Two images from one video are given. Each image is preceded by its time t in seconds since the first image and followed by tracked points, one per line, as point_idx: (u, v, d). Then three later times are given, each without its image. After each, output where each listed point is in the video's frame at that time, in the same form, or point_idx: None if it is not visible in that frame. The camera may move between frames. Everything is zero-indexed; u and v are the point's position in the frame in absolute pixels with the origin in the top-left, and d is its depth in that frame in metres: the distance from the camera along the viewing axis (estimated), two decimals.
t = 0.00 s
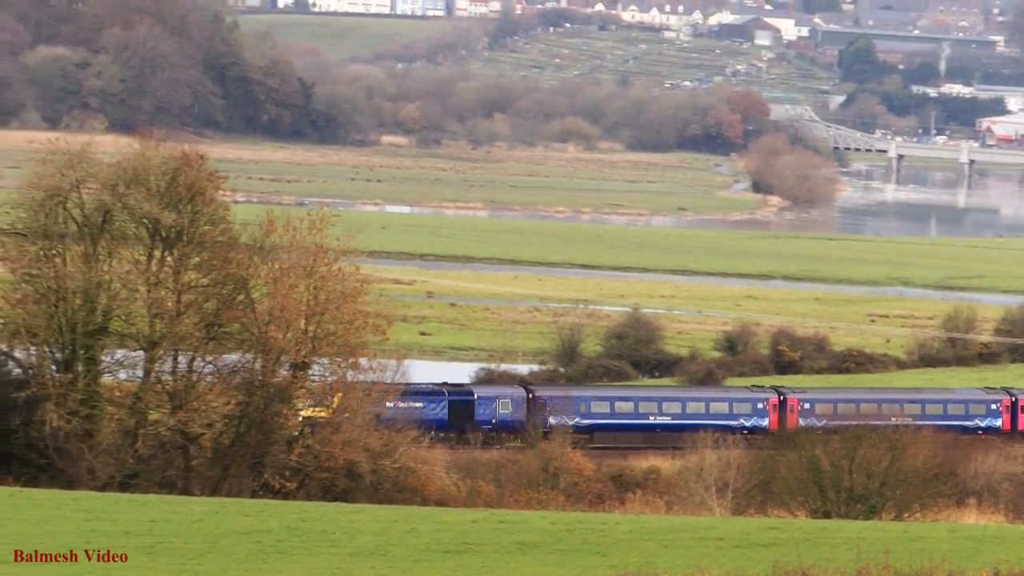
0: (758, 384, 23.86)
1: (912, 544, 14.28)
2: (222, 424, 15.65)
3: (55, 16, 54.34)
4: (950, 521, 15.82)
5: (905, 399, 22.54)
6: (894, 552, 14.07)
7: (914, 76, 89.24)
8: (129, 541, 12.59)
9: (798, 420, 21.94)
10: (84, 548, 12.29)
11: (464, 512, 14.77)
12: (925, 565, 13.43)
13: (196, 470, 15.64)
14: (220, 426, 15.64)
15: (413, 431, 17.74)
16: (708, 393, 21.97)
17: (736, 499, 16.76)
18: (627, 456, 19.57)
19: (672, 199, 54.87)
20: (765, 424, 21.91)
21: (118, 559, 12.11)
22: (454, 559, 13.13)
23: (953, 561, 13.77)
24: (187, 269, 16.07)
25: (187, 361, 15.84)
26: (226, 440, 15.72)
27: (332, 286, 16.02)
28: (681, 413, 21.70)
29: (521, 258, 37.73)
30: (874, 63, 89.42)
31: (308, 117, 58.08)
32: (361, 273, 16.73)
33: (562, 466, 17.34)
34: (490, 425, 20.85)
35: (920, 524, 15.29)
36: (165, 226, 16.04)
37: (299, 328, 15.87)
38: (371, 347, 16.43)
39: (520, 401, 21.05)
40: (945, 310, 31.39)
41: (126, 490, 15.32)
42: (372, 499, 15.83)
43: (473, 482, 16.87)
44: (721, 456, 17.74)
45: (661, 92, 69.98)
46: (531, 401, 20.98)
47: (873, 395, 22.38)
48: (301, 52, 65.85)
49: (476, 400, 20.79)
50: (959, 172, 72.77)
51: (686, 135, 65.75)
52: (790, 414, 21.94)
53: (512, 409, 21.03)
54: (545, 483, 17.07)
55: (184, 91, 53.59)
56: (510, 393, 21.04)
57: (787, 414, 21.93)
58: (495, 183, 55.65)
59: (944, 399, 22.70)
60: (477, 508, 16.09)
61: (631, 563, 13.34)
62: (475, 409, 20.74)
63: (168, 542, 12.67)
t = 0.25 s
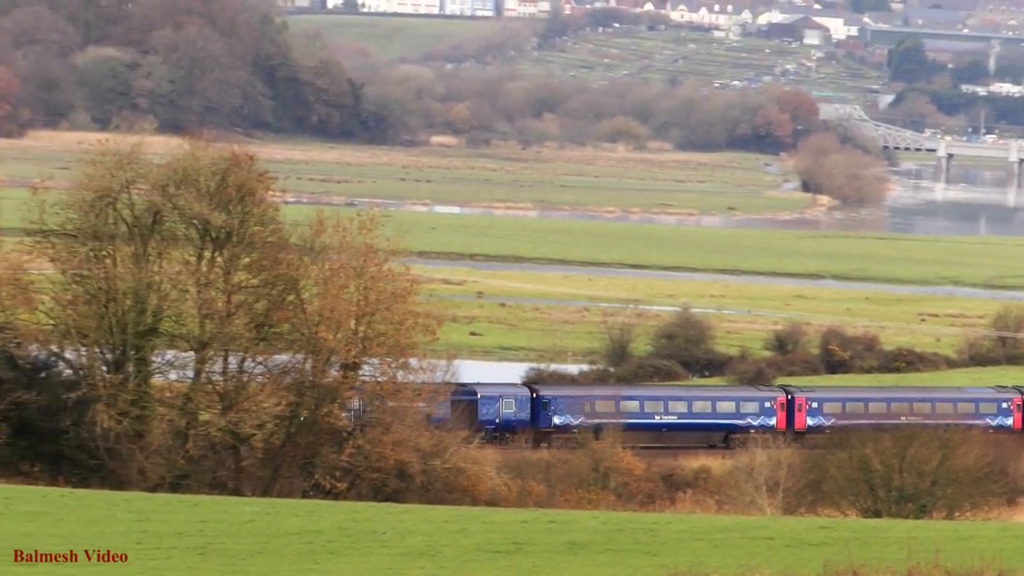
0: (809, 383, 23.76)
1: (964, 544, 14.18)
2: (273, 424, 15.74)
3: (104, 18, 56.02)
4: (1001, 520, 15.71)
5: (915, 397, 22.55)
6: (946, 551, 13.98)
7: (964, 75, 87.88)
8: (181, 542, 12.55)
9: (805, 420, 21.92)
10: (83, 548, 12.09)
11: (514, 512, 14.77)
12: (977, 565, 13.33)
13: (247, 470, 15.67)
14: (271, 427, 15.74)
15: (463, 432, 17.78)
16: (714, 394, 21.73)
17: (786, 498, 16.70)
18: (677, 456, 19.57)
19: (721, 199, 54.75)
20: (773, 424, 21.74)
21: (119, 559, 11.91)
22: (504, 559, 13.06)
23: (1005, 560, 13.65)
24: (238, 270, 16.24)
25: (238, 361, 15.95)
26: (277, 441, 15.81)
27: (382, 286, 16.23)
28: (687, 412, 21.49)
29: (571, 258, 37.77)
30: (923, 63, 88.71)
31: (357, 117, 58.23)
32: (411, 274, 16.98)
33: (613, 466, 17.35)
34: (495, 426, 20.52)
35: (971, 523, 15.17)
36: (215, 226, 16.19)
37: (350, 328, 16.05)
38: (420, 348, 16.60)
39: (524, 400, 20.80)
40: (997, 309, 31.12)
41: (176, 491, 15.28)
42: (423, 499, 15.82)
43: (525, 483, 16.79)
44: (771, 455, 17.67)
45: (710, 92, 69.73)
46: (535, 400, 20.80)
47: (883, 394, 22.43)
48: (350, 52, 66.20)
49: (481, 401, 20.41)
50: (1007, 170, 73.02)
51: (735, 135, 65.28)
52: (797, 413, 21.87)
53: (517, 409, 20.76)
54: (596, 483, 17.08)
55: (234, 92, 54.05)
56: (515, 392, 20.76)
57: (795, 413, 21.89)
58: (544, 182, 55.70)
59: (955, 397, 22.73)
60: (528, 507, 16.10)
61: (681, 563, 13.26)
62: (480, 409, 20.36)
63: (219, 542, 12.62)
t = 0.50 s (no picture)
0: (856, 385, 23.55)
1: (1012, 546, 13.95)
2: (319, 427, 15.72)
3: (150, 21, 56.49)
4: None
5: (926, 399, 21.89)
6: (994, 553, 13.77)
7: (1010, 75, 85.14)
8: (227, 545, 12.50)
9: (815, 422, 21.53)
10: (82, 548, 11.95)
11: (560, 515, 14.67)
12: None
13: (293, 473, 15.64)
14: (318, 429, 15.70)
15: (511, 434, 17.70)
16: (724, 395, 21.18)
17: (833, 500, 16.54)
18: (724, 458, 19.43)
19: (767, 201, 54.42)
20: (783, 426, 21.37)
21: (119, 559, 11.78)
22: (550, 562, 12.92)
23: None
24: (283, 273, 16.24)
25: (284, 364, 15.99)
26: (324, 444, 15.72)
27: (428, 288, 16.18)
28: (696, 414, 20.99)
29: (617, 260, 37.66)
30: (970, 64, 87.01)
31: (403, 119, 58.20)
32: (456, 276, 16.90)
33: (660, 469, 17.24)
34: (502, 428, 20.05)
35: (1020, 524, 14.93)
36: (261, 229, 16.23)
37: (396, 331, 15.99)
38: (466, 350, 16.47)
39: (530, 402, 20.34)
40: None
41: (222, 494, 15.27)
42: (469, 501, 15.74)
43: (572, 486, 16.66)
44: (818, 456, 17.49)
45: (756, 94, 69.35)
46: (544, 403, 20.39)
47: (894, 396, 21.83)
48: (396, 55, 66.37)
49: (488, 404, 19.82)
50: None
51: (781, 137, 64.98)
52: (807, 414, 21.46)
53: (523, 410, 20.28)
54: (643, 486, 16.96)
55: (280, 94, 54.22)
56: (521, 393, 20.23)
57: (805, 414, 21.47)
58: (590, 185, 55.54)
59: (969, 399, 21.99)
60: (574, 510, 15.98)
61: (728, 566, 13.08)
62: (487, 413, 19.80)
63: (265, 545, 12.57)
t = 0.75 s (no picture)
0: (905, 381, 23.24)
1: None
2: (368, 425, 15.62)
3: (197, 20, 56.84)
4: None
5: (940, 395, 21.46)
6: None
7: None
8: (276, 544, 12.40)
9: (827, 419, 21.07)
10: (83, 548, 11.71)
11: (609, 512, 14.50)
12: None
13: (342, 471, 15.59)
14: (367, 427, 15.61)
15: (559, 431, 17.58)
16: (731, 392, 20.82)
17: (882, 496, 16.31)
18: (773, 455, 19.22)
19: (815, 198, 53.97)
20: (795, 422, 20.98)
21: (119, 559, 11.54)
22: (600, 559, 12.75)
23: None
24: (332, 271, 16.14)
25: (332, 363, 15.91)
26: (373, 442, 15.65)
27: (475, 286, 16.12)
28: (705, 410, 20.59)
29: (665, 257, 37.47)
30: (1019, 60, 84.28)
31: (451, 117, 58.04)
32: (504, 274, 16.82)
33: (708, 466, 17.03)
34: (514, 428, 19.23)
35: None
36: (309, 228, 16.13)
37: (444, 329, 15.95)
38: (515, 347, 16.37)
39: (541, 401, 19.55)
40: None
41: (272, 493, 15.25)
42: (519, 499, 15.66)
43: (621, 482, 16.61)
44: (867, 452, 17.26)
45: (804, 91, 68.82)
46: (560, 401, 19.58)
47: (906, 392, 21.40)
48: (442, 53, 66.36)
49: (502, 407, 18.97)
50: None
51: (828, 134, 64.68)
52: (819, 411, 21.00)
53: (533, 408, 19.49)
54: (692, 483, 16.76)
55: (327, 93, 54.30)
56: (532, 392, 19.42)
57: (817, 411, 21.01)
58: (639, 183, 55.23)
59: (982, 395, 21.53)
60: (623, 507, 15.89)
61: (779, 563, 12.86)
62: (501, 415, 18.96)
63: (314, 544, 12.47)
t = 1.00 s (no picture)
0: (958, 381, 22.93)
1: None
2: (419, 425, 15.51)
3: (247, 20, 57.23)
4: None
5: (957, 394, 21.35)
6: None
7: None
8: (328, 544, 12.31)
9: (843, 418, 20.86)
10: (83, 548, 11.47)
11: (661, 512, 14.34)
12: None
13: (394, 471, 15.56)
14: (419, 427, 15.50)
15: (610, 431, 17.45)
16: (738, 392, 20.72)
17: (935, 495, 16.07)
18: (826, 454, 19.00)
19: (865, 197, 53.47)
20: (808, 421, 20.79)
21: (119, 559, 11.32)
22: (651, 559, 12.52)
23: None
24: (383, 271, 16.05)
25: (383, 363, 15.85)
26: (424, 442, 15.58)
27: (527, 286, 16.01)
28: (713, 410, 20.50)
29: (718, 256, 37.16)
30: None
31: (501, 117, 58.06)
32: (555, 274, 16.73)
33: (761, 466, 16.83)
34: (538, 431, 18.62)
35: None
36: (360, 228, 16.03)
37: (495, 329, 15.88)
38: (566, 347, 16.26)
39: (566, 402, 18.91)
40: None
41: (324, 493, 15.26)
42: (570, 499, 15.61)
43: (672, 482, 16.48)
44: (920, 452, 17.04)
45: (856, 90, 68.17)
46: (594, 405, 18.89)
47: (922, 392, 21.29)
48: (493, 53, 66.28)
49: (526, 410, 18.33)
50: None
51: (881, 133, 63.99)
52: (834, 410, 20.80)
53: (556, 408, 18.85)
54: (745, 482, 16.57)
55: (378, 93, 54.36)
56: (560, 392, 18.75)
57: (832, 410, 20.80)
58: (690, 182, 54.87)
59: (999, 394, 21.44)
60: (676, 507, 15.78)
61: (831, 562, 12.62)
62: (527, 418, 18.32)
63: (367, 544, 12.36)
